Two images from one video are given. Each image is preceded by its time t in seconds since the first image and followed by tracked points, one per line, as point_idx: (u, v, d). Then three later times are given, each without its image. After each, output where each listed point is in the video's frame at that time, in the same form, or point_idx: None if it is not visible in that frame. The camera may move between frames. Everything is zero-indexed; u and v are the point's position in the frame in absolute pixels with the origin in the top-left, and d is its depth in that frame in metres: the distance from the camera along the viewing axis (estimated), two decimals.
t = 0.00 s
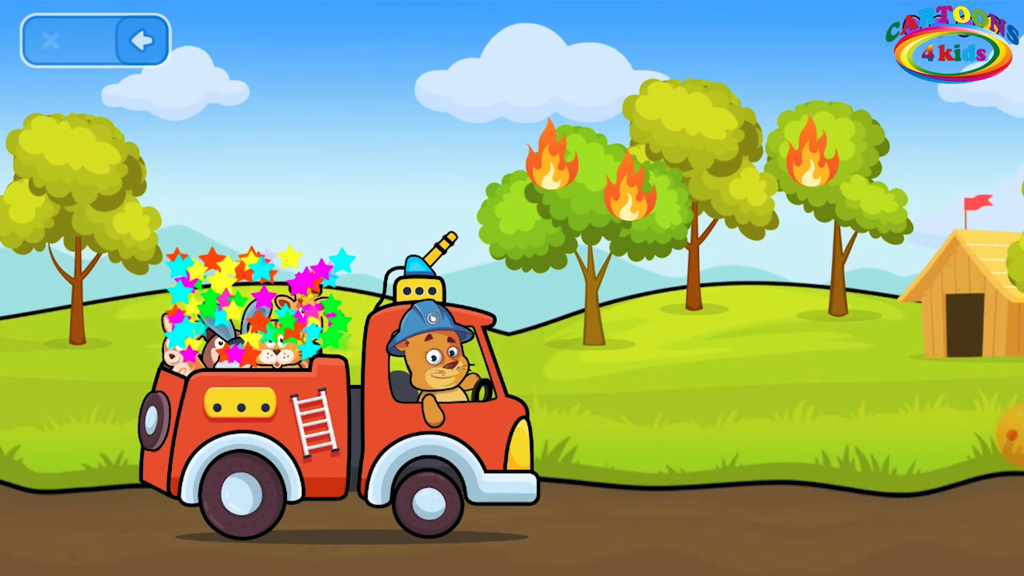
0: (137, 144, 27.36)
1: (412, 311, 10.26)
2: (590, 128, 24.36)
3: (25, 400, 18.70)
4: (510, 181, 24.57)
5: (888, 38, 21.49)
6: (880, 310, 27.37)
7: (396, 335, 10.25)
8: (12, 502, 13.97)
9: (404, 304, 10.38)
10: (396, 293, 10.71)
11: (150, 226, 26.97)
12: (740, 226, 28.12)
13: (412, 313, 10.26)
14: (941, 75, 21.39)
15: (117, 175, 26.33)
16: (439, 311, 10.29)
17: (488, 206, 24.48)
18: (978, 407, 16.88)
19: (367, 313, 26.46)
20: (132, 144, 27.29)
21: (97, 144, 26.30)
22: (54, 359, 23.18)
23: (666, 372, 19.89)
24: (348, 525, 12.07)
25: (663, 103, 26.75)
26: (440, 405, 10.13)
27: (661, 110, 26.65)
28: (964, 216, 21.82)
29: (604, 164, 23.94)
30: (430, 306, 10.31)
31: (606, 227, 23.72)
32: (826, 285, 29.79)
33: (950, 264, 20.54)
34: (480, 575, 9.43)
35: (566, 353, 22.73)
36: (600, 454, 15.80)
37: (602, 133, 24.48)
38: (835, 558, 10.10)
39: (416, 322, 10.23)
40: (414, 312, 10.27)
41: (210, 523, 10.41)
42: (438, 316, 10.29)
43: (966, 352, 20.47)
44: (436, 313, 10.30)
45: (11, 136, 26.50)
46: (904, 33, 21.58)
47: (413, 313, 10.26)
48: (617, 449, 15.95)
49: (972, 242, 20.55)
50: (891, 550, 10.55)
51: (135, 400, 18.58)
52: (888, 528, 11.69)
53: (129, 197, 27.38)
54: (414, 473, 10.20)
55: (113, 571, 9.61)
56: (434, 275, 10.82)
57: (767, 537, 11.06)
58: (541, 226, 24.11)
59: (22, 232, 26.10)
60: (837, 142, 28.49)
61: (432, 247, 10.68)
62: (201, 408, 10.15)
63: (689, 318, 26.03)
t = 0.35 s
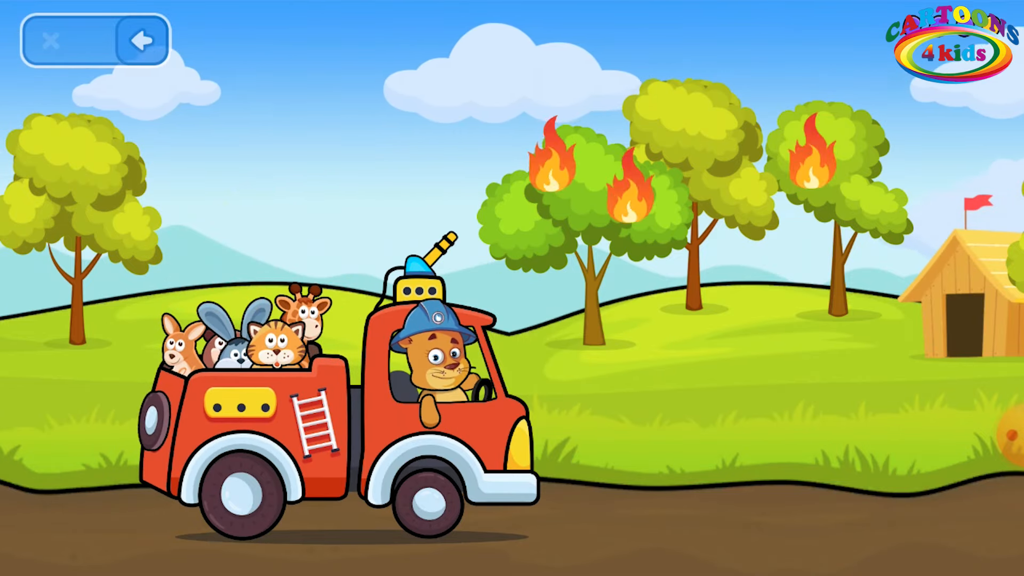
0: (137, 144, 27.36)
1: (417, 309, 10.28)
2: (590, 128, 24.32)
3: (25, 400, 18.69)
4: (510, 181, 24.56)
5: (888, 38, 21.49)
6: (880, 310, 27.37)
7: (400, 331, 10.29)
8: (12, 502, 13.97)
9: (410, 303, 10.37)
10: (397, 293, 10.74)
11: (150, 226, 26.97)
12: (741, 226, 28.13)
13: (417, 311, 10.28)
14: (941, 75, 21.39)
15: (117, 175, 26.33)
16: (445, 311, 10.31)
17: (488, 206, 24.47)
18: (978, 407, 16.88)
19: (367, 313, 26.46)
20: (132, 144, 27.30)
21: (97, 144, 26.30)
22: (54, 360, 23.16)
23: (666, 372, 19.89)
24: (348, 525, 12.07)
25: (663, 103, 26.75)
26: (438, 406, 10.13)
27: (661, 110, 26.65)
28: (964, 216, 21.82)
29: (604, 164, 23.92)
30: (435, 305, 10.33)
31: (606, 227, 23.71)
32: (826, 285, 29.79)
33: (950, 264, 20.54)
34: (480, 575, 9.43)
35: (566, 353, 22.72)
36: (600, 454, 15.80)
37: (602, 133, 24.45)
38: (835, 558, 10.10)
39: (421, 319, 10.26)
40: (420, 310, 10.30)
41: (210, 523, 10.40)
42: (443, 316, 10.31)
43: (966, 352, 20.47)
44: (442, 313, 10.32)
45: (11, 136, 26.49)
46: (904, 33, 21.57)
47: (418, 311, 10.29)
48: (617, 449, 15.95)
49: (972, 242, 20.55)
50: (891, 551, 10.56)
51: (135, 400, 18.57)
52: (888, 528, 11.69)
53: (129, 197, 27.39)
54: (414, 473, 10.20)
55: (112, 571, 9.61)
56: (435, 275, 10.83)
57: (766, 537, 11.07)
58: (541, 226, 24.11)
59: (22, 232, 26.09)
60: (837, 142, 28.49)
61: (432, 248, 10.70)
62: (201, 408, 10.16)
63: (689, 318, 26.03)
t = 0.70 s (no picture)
0: (137, 144, 27.36)
1: (406, 313, 10.28)
2: (590, 128, 24.30)
3: (25, 400, 18.69)
4: (510, 181, 24.55)
5: (888, 38, 21.50)
6: (880, 310, 27.37)
7: (392, 338, 10.27)
8: (12, 502, 13.98)
9: (400, 305, 10.42)
10: (397, 293, 10.75)
11: (150, 226, 26.96)
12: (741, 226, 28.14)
13: (406, 315, 10.28)
14: (941, 75, 21.38)
15: (117, 175, 26.33)
16: (433, 312, 10.31)
17: (488, 206, 24.47)
18: (978, 407, 16.88)
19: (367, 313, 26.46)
20: (132, 144, 27.30)
21: (97, 144, 26.30)
22: (54, 359, 23.16)
23: (666, 372, 19.88)
24: (348, 525, 12.06)
25: (663, 103, 26.76)
26: (443, 404, 10.14)
27: (661, 110, 26.66)
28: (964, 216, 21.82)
29: (604, 164, 23.90)
30: (422, 307, 10.33)
31: (606, 227, 23.71)
32: (826, 285, 29.79)
33: (950, 264, 20.54)
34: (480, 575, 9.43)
35: (566, 353, 22.73)
36: (600, 454, 15.80)
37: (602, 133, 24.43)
38: (835, 558, 10.10)
39: (410, 324, 10.25)
40: (408, 314, 10.29)
41: (210, 523, 10.41)
42: (432, 316, 10.30)
43: (966, 352, 20.47)
44: (430, 314, 10.31)
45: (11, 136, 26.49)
46: (904, 32, 21.57)
47: (407, 316, 10.28)
48: (617, 449, 15.94)
49: (972, 242, 20.55)
50: (891, 551, 10.56)
51: (135, 400, 18.57)
52: (887, 528, 11.69)
53: (129, 197, 27.39)
54: (414, 473, 10.20)
55: (112, 571, 9.61)
56: (435, 275, 10.82)
57: (766, 537, 11.07)
58: (541, 226, 24.11)
59: (22, 232, 26.09)
60: (836, 142, 28.50)
61: (432, 247, 10.71)
62: (201, 408, 10.16)
63: (689, 318, 26.03)
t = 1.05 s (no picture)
0: (137, 144, 27.37)
1: (413, 310, 10.27)
2: (590, 128, 24.33)
3: (25, 400, 18.69)
4: (510, 181, 24.55)
5: (888, 37, 21.52)
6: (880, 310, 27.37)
7: (397, 334, 10.26)
8: (12, 502, 13.98)
9: (406, 304, 10.39)
10: (397, 292, 10.75)
11: (150, 226, 26.96)
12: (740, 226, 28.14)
13: (414, 312, 10.27)
14: (941, 75, 21.39)
15: (117, 175, 26.33)
16: (442, 311, 10.31)
17: (488, 206, 24.47)
18: (977, 407, 16.88)
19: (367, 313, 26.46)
20: (132, 144, 27.31)
21: (97, 144, 26.30)
22: (54, 359, 23.16)
23: (667, 372, 19.88)
24: (348, 525, 12.06)
25: (663, 103, 26.76)
26: (439, 405, 10.13)
27: (661, 110, 26.66)
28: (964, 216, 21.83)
29: (604, 164, 23.91)
30: (431, 306, 10.33)
31: (606, 227, 23.71)
32: (826, 285, 29.79)
33: (950, 264, 20.55)
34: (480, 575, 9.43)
35: (565, 353, 22.73)
36: (600, 454, 15.80)
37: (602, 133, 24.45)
38: (835, 558, 10.10)
39: (417, 321, 10.24)
40: (416, 311, 10.28)
41: (210, 523, 10.41)
42: (440, 315, 10.31)
43: (966, 352, 20.47)
44: (438, 313, 10.31)
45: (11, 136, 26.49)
46: (904, 32, 21.59)
47: (415, 312, 10.27)
48: (617, 449, 15.94)
49: (972, 242, 20.55)
50: (891, 551, 10.56)
51: (135, 399, 18.57)
52: (887, 528, 11.69)
53: (129, 197, 27.40)
54: (414, 472, 10.20)
55: (112, 571, 9.61)
56: (435, 275, 10.83)
57: (766, 537, 11.07)
58: (541, 226, 24.10)
59: (22, 232, 26.09)
60: (836, 142, 28.50)
61: (432, 247, 10.71)
62: (201, 408, 10.16)
63: (689, 318, 26.02)
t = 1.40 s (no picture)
0: (137, 144, 27.37)
1: (415, 309, 10.27)
2: (590, 128, 24.36)
3: (25, 400, 18.69)
4: (510, 181, 24.55)
5: (888, 37, 21.52)
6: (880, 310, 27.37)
7: (398, 333, 10.27)
8: (12, 502, 13.98)
9: (408, 303, 10.38)
10: (397, 292, 10.75)
11: (150, 226, 26.96)
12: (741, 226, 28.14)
13: (415, 311, 10.27)
14: (941, 75, 21.38)
15: (117, 175, 26.33)
16: (443, 311, 10.31)
17: (488, 206, 24.47)
18: (977, 407, 16.88)
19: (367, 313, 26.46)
20: (132, 144, 27.31)
21: (97, 144, 26.30)
22: (54, 359, 23.16)
23: (667, 372, 19.88)
24: (348, 525, 12.06)
25: (663, 103, 26.76)
26: (439, 405, 10.13)
27: (661, 110, 26.65)
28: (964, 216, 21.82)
29: (604, 164, 23.93)
30: (433, 305, 10.33)
31: (606, 227, 23.71)
32: (826, 285, 29.79)
33: (950, 264, 20.54)
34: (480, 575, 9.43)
35: (565, 353, 22.73)
36: (600, 454, 15.80)
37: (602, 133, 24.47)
38: (835, 558, 10.10)
39: (418, 320, 10.24)
40: (417, 311, 10.28)
41: (210, 523, 10.41)
42: (441, 315, 10.30)
43: (966, 352, 20.47)
44: (440, 313, 10.31)
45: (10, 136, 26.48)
46: (904, 33, 21.59)
47: (416, 312, 10.28)
48: (617, 449, 15.94)
49: (972, 242, 20.55)
50: (891, 551, 10.56)
51: (135, 400, 18.57)
52: (887, 528, 11.68)
53: (129, 197, 27.40)
54: (414, 473, 10.20)
55: (112, 571, 9.61)
56: (435, 275, 10.83)
57: (767, 537, 11.06)
58: (541, 226, 24.10)
59: (22, 232, 26.09)
60: (836, 142, 28.51)
61: (432, 247, 10.71)
62: (201, 408, 10.16)
63: (689, 318, 26.02)
